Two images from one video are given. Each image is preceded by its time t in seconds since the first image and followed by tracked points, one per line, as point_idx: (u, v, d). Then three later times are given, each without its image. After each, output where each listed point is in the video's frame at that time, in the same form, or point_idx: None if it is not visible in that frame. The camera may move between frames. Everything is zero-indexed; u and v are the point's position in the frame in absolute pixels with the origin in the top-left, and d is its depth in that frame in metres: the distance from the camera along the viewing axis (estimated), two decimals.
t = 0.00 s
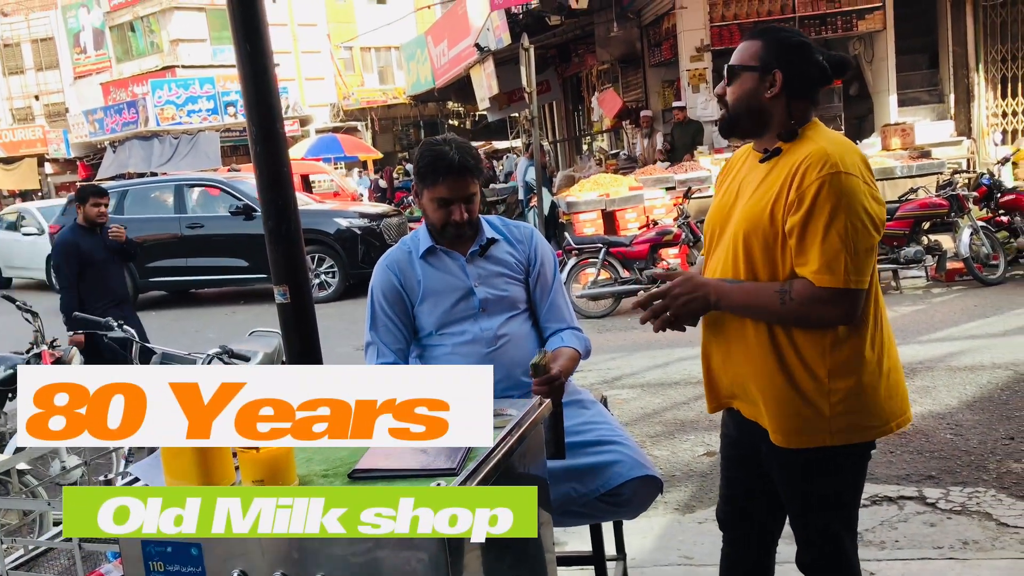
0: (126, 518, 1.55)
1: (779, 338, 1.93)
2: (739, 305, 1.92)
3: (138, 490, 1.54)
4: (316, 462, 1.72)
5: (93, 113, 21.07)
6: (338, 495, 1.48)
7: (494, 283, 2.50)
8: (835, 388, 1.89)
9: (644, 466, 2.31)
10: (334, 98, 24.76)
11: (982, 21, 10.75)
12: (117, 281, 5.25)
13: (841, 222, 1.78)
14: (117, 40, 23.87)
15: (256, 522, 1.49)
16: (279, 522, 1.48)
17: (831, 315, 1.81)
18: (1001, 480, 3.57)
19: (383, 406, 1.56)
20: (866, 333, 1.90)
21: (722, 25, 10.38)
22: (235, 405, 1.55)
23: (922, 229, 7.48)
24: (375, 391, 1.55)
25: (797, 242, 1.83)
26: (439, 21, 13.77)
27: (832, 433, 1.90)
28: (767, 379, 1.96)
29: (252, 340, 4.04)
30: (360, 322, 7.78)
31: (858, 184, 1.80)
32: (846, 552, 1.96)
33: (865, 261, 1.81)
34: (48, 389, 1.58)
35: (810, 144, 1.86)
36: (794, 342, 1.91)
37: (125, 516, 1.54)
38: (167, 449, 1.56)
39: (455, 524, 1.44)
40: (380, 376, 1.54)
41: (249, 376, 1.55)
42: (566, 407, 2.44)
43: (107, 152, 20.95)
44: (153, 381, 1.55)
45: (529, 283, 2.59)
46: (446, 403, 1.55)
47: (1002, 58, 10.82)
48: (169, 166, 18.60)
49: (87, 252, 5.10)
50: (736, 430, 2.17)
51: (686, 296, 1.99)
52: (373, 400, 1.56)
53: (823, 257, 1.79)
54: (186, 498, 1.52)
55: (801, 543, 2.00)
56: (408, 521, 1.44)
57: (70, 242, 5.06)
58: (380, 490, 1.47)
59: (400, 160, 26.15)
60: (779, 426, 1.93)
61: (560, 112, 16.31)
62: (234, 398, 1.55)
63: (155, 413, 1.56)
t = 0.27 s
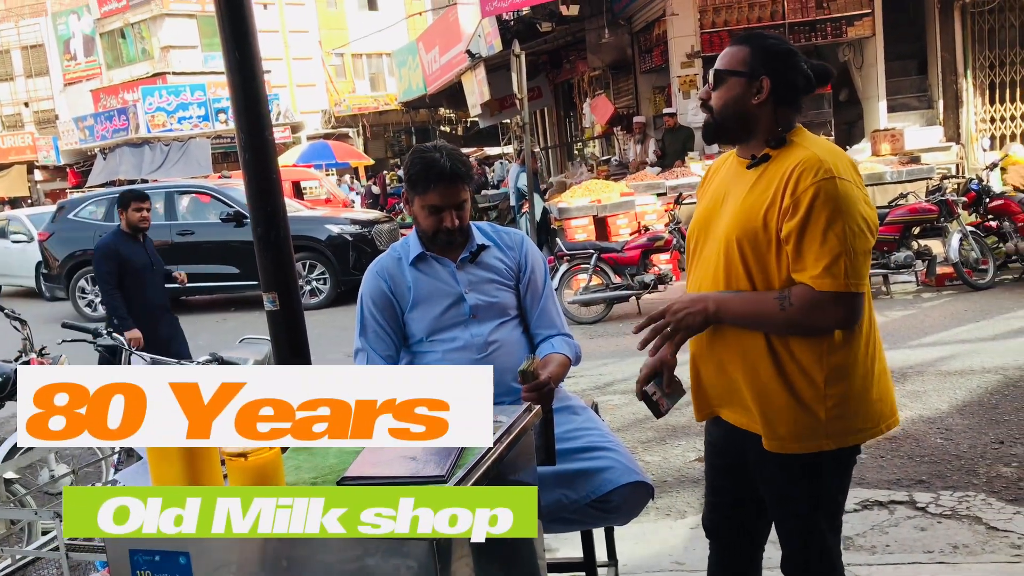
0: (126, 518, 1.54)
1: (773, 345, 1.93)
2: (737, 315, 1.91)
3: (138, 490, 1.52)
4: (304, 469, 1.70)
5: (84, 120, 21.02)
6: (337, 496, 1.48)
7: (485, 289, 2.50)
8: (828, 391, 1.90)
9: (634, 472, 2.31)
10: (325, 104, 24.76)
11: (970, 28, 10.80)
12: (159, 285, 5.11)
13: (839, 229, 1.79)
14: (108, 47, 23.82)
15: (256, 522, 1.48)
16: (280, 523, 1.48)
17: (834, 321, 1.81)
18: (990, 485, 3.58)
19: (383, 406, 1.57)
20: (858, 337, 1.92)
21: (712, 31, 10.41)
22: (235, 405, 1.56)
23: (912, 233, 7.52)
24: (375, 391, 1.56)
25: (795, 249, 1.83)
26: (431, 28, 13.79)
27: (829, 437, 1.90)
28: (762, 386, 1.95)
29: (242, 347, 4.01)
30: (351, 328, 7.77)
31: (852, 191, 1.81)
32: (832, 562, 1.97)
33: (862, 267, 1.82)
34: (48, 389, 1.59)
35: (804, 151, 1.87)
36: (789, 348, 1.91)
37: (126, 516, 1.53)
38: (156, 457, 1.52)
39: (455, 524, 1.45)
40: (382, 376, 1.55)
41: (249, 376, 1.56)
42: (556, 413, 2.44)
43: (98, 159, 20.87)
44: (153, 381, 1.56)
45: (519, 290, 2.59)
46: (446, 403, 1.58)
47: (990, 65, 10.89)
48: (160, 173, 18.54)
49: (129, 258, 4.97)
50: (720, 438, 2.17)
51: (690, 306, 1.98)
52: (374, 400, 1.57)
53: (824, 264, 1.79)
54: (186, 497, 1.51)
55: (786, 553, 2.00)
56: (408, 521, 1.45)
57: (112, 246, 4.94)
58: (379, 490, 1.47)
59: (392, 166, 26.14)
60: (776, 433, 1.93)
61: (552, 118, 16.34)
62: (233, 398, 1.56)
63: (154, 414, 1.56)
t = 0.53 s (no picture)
0: (126, 517, 1.53)
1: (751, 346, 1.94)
2: (695, 302, 1.91)
3: (138, 489, 1.52)
4: (295, 475, 1.69)
5: (73, 124, 20.94)
6: (337, 495, 1.48)
7: (476, 294, 2.50)
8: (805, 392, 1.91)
9: (625, 477, 2.32)
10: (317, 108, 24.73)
11: (958, 34, 10.88)
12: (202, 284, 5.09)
13: (807, 226, 1.80)
14: (98, 51, 23.75)
15: (256, 522, 1.47)
16: (280, 522, 1.47)
17: (780, 311, 1.80)
18: (979, 488, 3.60)
19: (383, 406, 1.58)
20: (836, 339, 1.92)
21: (702, 36, 10.46)
22: (235, 405, 1.57)
23: (901, 238, 7.55)
24: (375, 391, 1.57)
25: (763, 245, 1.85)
26: (422, 33, 13.79)
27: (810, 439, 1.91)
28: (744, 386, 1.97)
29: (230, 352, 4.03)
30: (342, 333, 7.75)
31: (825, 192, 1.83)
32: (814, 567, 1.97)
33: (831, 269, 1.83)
34: (48, 389, 1.58)
35: (787, 156, 1.88)
36: (768, 349, 1.92)
37: (126, 516, 1.52)
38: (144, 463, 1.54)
39: (455, 524, 1.48)
40: (380, 376, 1.55)
41: (249, 376, 1.57)
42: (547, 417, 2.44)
43: (88, 163, 20.80)
44: (153, 381, 1.55)
45: (510, 295, 2.59)
46: (445, 403, 1.58)
47: (978, 70, 10.97)
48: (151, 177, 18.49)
49: (173, 255, 4.96)
50: (707, 442, 2.17)
51: (647, 286, 1.97)
52: (374, 401, 1.58)
53: (782, 254, 1.79)
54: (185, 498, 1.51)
55: (770, 558, 2.00)
56: (408, 521, 1.44)
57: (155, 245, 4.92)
58: (380, 490, 1.47)
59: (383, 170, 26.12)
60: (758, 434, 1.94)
61: (543, 123, 16.36)
62: (233, 398, 1.57)
63: (155, 414, 1.56)
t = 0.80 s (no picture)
0: (126, 518, 1.52)
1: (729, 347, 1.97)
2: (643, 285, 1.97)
3: (138, 489, 1.50)
4: (289, 481, 1.68)
5: (71, 129, 20.94)
6: (337, 496, 1.46)
7: (473, 300, 2.50)
8: (773, 392, 1.91)
9: (621, 483, 2.32)
10: (314, 114, 24.77)
11: (953, 42, 10.92)
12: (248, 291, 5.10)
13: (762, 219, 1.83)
14: (96, 56, 23.76)
15: (256, 522, 1.46)
16: (279, 523, 1.46)
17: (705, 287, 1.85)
18: (975, 495, 3.60)
19: (383, 406, 1.60)
20: (810, 343, 1.92)
21: (699, 43, 10.49)
22: (235, 405, 1.58)
23: (897, 244, 7.57)
24: (376, 391, 1.59)
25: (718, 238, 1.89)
26: (420, 39, 13.83)
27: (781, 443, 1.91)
28: (725, 388, 2.00)
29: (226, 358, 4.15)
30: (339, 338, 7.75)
31: (790, 193, 1.86)
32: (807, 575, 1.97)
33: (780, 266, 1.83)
34: (48, 389, 1.59)
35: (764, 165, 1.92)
36: (743, 349, 1.94)
37: (125, 516, 1.51)
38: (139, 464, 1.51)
39: (455, 525, 1.49)
40: (381, 376, 1.57)
41: (249, 376, 1.58)
42: (543, 424, 2.44)
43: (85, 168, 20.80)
44: (153, 381, 1.56)
45: (507, 301, 2.59)
46: (446, 403, 1.60)
47: (973, 78, 11.00)
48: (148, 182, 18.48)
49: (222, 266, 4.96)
50: (704, 450, 2.17)
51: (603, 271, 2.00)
52: (374, 401, 1.60)
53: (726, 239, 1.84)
54: (187, 497, 1.49)
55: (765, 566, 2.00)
56: (408, 521, 1.44)
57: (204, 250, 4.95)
58: (378, 491, 1.45)
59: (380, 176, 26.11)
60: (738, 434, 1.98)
61: (541, 129, 16.39)
62: (234, 398, 1.58)
63: (154, 414, 1.56)
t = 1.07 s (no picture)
0: (126, 518, 1.51)
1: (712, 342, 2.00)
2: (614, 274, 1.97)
3: (138, 490, 1.50)
4: (282, 483, 1.68)
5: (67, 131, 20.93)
6: (337, 496, 1.45)
7: (470, 301, 2.50)
8: (752, 387, 1.92)
9: (615, 485, 2.31)
10: (311, 117, 24.77)
11: (949, 46, 10.95)
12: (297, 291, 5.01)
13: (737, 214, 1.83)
14: (92, 59, 23.75)
15: (256, 522, 1.46)
16: (279, 523, 1.45)
17: (666, 270, 1.83)
18: (969, 498, 3.60)
19: (383, 407, 1.60)
20: (792, 341, 1.92)
21: (695, 46, 10.51)
22: (235, 405, 1.58)
23: (893, 247, 7.58)
24: (375, 391, 1.59)
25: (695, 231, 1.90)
26: (416, 42, 13.84)
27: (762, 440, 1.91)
28: (711, 383, 2.02)
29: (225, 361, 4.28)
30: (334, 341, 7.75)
31: (768, 189, 1.86)
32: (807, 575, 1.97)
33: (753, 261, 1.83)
34: (48, 389, 1.59)
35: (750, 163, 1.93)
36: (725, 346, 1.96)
37: (125, 516, 1.51)
38: (131, 469, 1.53)
39: (454, 524, 1.49)
40: (379, 376, 1.57)
41: (249, 376, 1.58)
42: (538, 426, 2.44)
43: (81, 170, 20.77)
44: (153, 381, 1.56)
45: (502, 302, 2.59)
46: (446, 403, 1.60)
47: (969, 81, 11.03)
48: (144, 184, 18.46)
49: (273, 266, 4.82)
50: (701, 452, 2.17)
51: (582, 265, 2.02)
52: (374, 401, 1.59)
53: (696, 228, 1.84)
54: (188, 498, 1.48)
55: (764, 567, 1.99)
56: (408, 521, 1.44)
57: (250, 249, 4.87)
58: (379, 490, 1.45)
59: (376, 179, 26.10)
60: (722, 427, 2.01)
61: (537, 132, 16.40)
62: (234, 398, 1.58)
63: (155, 414, 1.56)
